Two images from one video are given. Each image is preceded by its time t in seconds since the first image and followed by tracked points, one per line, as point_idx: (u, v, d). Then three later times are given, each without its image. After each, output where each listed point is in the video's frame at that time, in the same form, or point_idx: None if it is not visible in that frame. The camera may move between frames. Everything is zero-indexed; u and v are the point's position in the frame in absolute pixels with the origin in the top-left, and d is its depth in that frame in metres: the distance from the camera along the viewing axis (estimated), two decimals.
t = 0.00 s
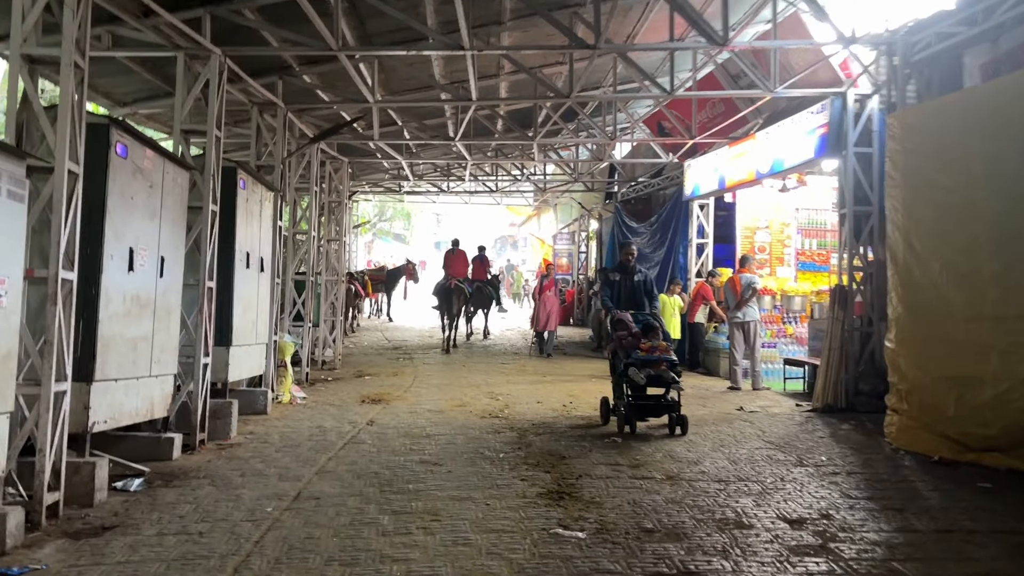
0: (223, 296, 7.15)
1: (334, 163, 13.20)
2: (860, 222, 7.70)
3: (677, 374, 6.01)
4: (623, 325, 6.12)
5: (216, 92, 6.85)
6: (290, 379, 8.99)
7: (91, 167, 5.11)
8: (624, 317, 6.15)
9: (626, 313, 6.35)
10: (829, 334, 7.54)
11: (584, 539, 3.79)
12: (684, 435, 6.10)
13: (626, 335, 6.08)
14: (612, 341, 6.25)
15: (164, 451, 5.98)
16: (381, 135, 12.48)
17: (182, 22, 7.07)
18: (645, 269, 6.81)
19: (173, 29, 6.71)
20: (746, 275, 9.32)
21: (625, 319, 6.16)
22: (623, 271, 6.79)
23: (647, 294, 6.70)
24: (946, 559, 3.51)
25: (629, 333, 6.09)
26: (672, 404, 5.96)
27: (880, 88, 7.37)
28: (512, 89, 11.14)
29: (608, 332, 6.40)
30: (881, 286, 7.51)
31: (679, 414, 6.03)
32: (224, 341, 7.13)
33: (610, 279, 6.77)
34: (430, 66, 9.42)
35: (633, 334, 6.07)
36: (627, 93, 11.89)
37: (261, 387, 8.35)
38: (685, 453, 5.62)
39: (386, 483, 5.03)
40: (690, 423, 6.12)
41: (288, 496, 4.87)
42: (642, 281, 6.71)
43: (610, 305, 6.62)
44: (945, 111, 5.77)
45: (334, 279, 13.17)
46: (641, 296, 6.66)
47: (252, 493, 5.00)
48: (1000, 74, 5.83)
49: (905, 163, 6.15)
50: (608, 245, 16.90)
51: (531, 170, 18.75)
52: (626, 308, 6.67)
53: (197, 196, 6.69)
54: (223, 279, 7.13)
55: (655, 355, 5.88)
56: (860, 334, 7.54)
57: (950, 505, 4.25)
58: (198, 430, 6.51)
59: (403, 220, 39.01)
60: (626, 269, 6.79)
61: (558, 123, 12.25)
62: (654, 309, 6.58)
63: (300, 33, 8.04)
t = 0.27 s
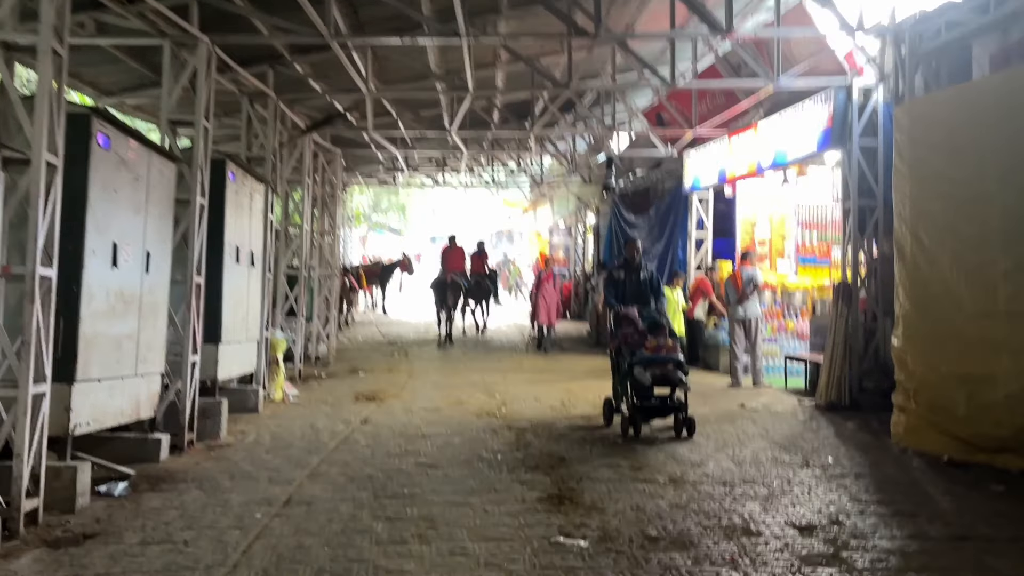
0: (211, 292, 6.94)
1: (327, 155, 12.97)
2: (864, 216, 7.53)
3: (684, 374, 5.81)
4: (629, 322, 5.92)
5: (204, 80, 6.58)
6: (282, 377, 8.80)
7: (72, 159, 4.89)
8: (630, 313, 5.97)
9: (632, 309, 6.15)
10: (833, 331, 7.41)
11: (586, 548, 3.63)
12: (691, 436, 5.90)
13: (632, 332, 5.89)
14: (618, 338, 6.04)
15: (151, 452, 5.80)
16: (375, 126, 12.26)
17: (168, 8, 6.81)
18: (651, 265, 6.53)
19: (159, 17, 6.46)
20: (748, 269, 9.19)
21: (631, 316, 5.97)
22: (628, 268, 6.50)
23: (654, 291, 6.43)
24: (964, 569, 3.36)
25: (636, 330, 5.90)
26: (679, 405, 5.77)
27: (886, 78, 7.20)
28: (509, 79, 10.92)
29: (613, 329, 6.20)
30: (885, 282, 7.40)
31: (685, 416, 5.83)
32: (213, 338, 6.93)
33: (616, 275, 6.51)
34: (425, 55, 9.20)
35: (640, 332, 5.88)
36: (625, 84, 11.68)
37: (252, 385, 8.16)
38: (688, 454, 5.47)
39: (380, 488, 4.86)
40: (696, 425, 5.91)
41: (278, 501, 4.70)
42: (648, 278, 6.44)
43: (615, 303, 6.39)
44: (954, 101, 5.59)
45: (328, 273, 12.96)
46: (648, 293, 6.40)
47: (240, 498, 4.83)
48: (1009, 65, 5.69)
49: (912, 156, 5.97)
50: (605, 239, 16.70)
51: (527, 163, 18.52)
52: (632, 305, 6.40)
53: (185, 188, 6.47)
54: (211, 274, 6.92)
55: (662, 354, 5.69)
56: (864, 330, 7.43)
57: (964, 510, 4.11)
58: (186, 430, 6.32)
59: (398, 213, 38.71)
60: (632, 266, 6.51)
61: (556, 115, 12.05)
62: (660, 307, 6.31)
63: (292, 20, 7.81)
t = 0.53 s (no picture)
0: (202, 288, 6.77)
1: (322, 148, 12.78)
2: (869, 211, 7.40)
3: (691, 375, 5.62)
4: (635, 320, 5.72)
5: (195, 71, 6.38)
6: (276, 374, 8.64)
7: (56, 151, 4.71)
8: (638, 311, 5.77)
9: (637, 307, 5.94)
10: (836, 327, 7.31)
11: (591, 556, 3.50)
12: (698, 440, 5.70)
13: (638, 331, 5.69)
14: (622, 338, 5.82)
15: (141, 453, 5.65)
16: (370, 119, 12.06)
17: None
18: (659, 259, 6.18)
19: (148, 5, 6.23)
20: (748, 265, 9.07)
21: (638, 315, 5.76)
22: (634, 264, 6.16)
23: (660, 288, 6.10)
24: None
25: (642, 329, 5.68)
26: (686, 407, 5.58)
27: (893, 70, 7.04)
28: (506, 71, 10.75)
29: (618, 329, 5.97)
30: (891, 277, 7.26)
31: (693, 419, 5.63)
32: (205, 334, 6.76)
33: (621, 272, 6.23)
34: (421, 46, 9.02)
35: (646, 331, 5.66)
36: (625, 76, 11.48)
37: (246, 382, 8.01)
38: (692, 454, 5.35)
39: (376, 490, 4.73)
40: (704, 428, 5.71)
41: (271, 505, 4.56)
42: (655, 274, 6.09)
43: (620, 301, 6.14)
44: (966, 94, 5.44)
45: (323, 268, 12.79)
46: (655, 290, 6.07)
47: (233, 501, 4.69)
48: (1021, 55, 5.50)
49: (922, 150, 5.82)
50: (603, 234, 16.57)
51: (524, 156, 18.35)
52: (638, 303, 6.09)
53: (176, 182, 6.28)
54: (203, 270, 6.74)
55: (667, 355, 5.49)
56: (869, 327, 7.30)
57: (979, 515, 4.00)
58: (178, 430, 6.17)
59: (394, 206, 38.49)
60: (638, 261, 6.17)
61: (554, 108, 11.88)
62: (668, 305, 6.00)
63: (285, 9, 7.62)
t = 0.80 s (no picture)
0: (197, 282, 6.60)
1: (318, 142, 12.61)
2: (876, 204, 7.29)
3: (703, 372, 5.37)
4: (643, 316, 5.42)
5: (190, 59, 6.21)
6: (273, 370, 8.50)
7: (45, 138, 4.55)
8: (646, 306, 5.46)
9: (645, 300, 5.66)
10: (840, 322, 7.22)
11: (600, 558, 3.37)
12: (711, 441, 5.45)
13: (646, 327, 5.38)
14: (631, 333, 5.57)
15: (134, 450, 5.51)
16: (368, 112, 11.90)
17: None
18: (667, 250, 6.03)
19: None
20: (752, 260, 8.96)
21: (647, 309, 5.43)
22: (643, 254, 5.99)
23: (670, 279, 5.94)
24: None
25: (650, 325, 5.39)
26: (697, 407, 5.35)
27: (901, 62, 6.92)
28: (506, 63, 10.59)
29: (626, 322, 5.72)
30: (898, 273, 7.16)
31: (704, 420, 5.39)
32: (200, 330, 6.60)
33: (629, 262, 5.99)
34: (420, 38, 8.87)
35: (655, 327, 5.37)
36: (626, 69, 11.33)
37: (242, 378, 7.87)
38: (699, 452, 5.23)
39: (376, 489, 4.60)
40: (716, 429, 5.46)
41: (268, 504, 4.43)
42: (665, 264, 5.94)
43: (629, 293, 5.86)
44: (981, 84, 5.30)
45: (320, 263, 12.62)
46: (665, 281, 5.91)
47: (228, 500, 4.55)
48: None
49: (934, 142, 5.68)
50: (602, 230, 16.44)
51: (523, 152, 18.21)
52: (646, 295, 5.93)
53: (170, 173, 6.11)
54: (197, 264, 6.58)
55: (678, 352, 5.25)
56: (875, 323, 7.19)
57: (998, 515, 3.88)
58: (171, 427, 6.02)
59: (391, 203, 38.31)
60: (647, 251, 6.00)
61: (555, 102, 11.74)
62: (678, 295, 5.82)
63: None
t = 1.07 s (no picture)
0: (191, 280, 6.44)
1: (315, 139, 12.46)
2: (884, 202, 7.17)
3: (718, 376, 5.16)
4: (654, 317, 5.22)
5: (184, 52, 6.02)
6: (269, 370, 8.35)
7: (33, 132, 4.41)
8: (657, 306, 5.25)
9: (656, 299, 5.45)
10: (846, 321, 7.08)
11: (610, 568, 3.24)
12: (725, 448, 5.22)
13: (657, 328, 5.20)
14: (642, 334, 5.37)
15: (126, 454, 5.36)
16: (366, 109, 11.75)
17: None
18: (677, 248, 5.87)
19: None
20: (755, 258, 8.84)
21: (658, 309, 5.25)
22: (653, 251, 5.83)
23: (681, 277, 5.78)
24: None
25: (662, 326, 5.19)
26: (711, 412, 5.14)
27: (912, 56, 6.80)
28: (506, 59, 10.45)
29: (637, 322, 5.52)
30: (908, 270, 6.98)
31: (719, 426, 5.16)
32: (194, 330, 6.43)
33: (639, 260, 5.81)
34: (420, 33, 8.73)
35: (666, 328, 5.16)
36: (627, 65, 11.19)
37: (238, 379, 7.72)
38: (707, 456, 5.10)
39: (376, 494, 4.47)
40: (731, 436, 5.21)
41: (265, 509, 4.29)
42: (676, 262, 5.79)
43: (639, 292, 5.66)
44: (995, 79, 5.18)
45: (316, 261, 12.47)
46: (674, 281, 5.76)
47: (223, 505, 4.41)
48: None
49: (946, 138, 5.54)
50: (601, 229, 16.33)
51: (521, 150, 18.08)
52: (655, 295, 5.78)
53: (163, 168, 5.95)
54: (192, 262, 6.41)
55: (692, 355, 5.06)
56: (882, 323, 7.11)
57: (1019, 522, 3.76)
58: (165, 429, 5.86)
59: (388, 202, 38.15)
60: (658, 249, 5.83)
61: (555, 99, 11.59)
62: (689, 295, 5.66)
63: None
